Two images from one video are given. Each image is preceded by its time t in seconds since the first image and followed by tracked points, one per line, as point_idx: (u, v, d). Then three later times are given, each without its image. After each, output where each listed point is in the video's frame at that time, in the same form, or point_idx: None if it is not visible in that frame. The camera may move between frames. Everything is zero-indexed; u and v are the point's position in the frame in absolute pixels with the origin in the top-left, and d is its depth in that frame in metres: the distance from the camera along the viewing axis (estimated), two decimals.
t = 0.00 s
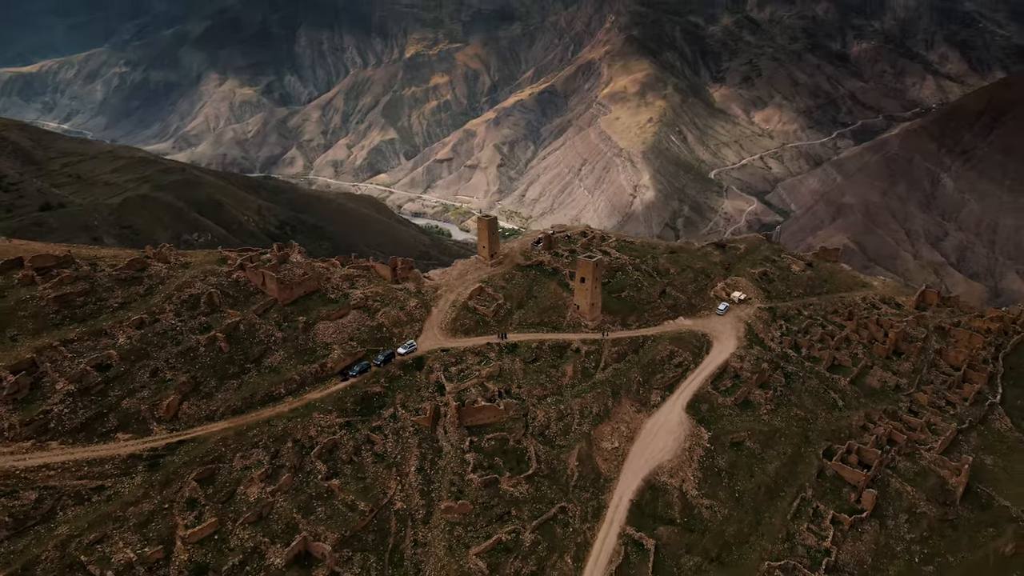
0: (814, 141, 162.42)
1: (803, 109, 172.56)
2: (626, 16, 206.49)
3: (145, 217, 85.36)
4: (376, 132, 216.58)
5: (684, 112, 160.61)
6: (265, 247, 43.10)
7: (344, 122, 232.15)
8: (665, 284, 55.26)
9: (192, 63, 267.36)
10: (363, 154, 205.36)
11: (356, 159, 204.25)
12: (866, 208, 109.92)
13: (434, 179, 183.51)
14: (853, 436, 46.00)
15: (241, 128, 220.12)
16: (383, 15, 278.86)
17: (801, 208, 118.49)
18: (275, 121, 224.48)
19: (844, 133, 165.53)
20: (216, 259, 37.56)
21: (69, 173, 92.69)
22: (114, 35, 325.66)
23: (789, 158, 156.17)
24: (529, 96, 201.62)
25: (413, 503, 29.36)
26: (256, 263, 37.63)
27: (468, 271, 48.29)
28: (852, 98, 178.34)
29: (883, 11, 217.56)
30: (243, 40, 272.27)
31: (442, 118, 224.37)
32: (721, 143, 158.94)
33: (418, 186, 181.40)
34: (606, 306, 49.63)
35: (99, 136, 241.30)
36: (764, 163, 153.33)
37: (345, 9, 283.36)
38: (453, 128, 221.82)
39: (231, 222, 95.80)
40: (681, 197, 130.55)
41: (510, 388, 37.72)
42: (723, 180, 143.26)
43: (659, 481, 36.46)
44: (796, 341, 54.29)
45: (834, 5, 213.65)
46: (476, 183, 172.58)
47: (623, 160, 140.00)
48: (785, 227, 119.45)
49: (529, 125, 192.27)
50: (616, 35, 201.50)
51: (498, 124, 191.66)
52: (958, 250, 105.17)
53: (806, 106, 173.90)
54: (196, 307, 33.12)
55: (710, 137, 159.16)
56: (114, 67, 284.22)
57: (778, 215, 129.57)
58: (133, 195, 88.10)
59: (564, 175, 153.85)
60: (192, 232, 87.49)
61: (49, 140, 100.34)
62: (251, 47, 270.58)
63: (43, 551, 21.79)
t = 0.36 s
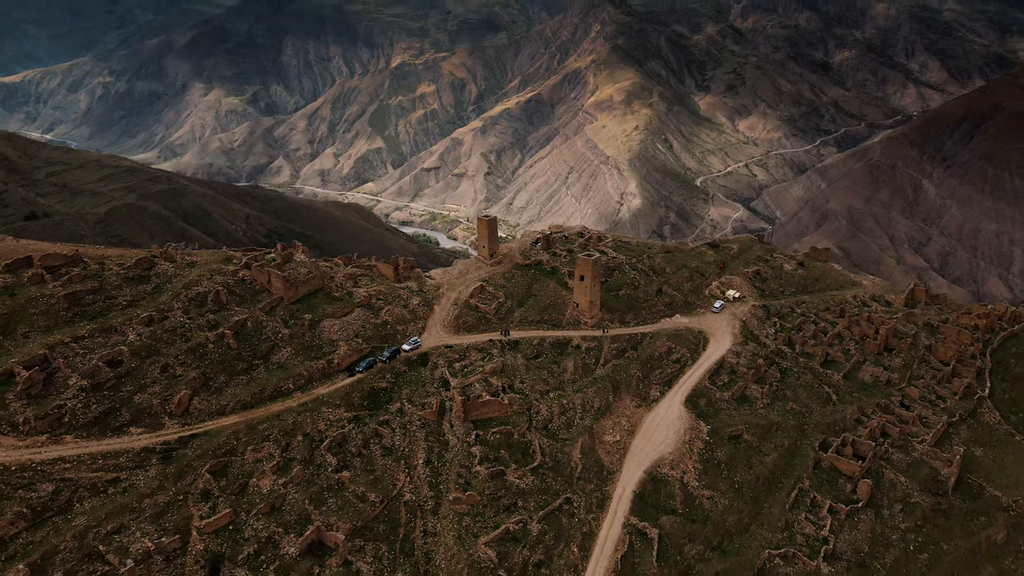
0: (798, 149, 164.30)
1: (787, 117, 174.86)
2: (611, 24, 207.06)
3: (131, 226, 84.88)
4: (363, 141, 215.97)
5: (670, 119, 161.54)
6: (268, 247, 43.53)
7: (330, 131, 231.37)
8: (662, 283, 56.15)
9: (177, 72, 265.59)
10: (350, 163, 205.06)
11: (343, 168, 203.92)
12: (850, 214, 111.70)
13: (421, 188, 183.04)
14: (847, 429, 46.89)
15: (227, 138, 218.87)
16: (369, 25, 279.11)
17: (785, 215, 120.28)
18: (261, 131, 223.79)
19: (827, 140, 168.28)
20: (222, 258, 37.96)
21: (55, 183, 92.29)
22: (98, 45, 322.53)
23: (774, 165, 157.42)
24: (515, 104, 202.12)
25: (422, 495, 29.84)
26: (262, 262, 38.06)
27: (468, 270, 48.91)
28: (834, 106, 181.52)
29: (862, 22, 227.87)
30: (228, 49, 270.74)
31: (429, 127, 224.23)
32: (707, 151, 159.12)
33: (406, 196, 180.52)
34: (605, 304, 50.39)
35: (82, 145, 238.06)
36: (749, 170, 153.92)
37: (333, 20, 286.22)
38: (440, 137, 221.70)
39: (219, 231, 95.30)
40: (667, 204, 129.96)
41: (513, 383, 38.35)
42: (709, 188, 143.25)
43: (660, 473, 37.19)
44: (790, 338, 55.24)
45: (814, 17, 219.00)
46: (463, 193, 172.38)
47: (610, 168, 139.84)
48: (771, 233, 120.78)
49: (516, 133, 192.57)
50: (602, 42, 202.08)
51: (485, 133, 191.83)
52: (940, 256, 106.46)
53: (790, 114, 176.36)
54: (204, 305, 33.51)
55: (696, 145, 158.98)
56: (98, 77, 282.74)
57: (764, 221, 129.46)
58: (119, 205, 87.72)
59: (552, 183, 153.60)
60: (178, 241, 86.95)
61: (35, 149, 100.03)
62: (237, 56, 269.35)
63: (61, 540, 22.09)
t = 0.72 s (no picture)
0: (783, 156, 166.09)
1: (771, 125, 177.08)
2: (598, 33, 208.26)
3: (117, 234, 84.40)
4: (350, 150, 214.81)
5: (656, 127, 162.79)
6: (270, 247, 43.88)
7: (317, 139, 229.99)
8: (658, 282, 57.03)
9: (162, 81, 263.14)
10: (337, 171, 203.41)
11: (330, 176, 202.21)
12: (835, 220, 113.78)
13: (409, 196, 182.05)
14: (842, 422, 47.80)
15: (213, 146, 216.92)
16: (356, 34, 279.00)
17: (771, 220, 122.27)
18: (247, 139, 221.92)
19: (811, 148, 170.86)
20: (227, 257, 38.36)
21: (39, 191, 91.45)
22: (80, 54, 318.46)
23: (760, 172, 158.74)
24: (502, 112, 202.18)
25: (431, 486, 30.34)
26: (267, 261, 38.48)
27: (469, 270, 49.55)
28: (817, 114, 184.73)
29: (846, 31, 227.77)
30: (214, 58, 268.47)
31: (416, 135, 223.92)
32: (693, 158, 160.19)
33: (393, 204, 179.18)
34: (603, 301, 51.24)
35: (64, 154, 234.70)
36: (735, 177, 154.96)
37: (320, 28, 285.73)
38: (428, 145, 221.45)
39: (206, 239, 94.99)
40: (654, 211, 129.86)
41: (516, 378, 38.94)
42: (695, 195, 143.84)
43: (662, 465, 37.86)
44: (784, 335, 56.22)
45: (797, 26, 222.42)
46: (450, 201, 171.76)
47: (597, 175, 140.29)
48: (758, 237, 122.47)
49: (504, 141, 192.59)
50: (589, 51, 202.98)
51: (472, 141, 191.67)
52: (924, 261, 107.67)
53: (774, 122, 178.83)
54: (212, 303, 33.90)
55: (681, 153, 160.16)
56: (82, 86, 279.79)
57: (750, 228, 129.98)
58: (106, 214, 87.23)
59: (539, 191, 152.94)
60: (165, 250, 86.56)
61: (20, 158, 99.26)
62: (223, 65, 266.56)
63: (80, 530, 22.39)
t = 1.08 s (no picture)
0: (768, 163, 167.73)
1: (756, 132, 179.15)
2: (584, 41, 209.41)
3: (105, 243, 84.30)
4: (337, 158, 214.02)
5: (642, 134, 163.88)
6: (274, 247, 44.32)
7: (304, 148, 229.04)
8: (654, 280, 57.91)
9: (148, 90, 260.95)
10: (324, 180, 202.33)
11: (318, 185, 200.57)
12: (820, 226, 115.43)
13: (396, 205, 180.12)
14: (836, 415, 48.73)
15: (199, 155, 215.22)
16: (342, 42, 278.72)
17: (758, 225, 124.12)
18: (234, 148, 220.48)
19: (796, 154, 172.99)
20: (233, 256, 38.76)
21: (25, 201, 90.95)
22: (64, 63, 312.78)
23: (746, 179, 159.79)
24: (489, 120, 202.03)
25: (439, 478, 30.81)
26: (273, 260, 38.97)
27: (470, 269, 50.22)
28: (802, 121, 187.14)
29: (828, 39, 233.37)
30: (200, 67, 266.78)
31: (403, 143, 223.35)
32: (679, 165, 161.23)
33: (381, 212, 177.42)
34: (602, 299, 52.01)
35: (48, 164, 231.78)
36: (721, 184, 155.84)
37: (306, 37, 283.27)
38: (415, 153, 220.90)
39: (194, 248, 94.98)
40: (641, 218, 130.31)
41: (519, 373, 39.55)
42: (682, 202, 144.00)
43: (663, 457, 38.50)
44: (778, 331, 57.20)
45: (781, 34, 225.07)
46: (438, 209, 170.73)
47: (584, 182, 140.57)
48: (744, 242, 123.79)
49: (491, 149, 192.34)
50: (575, 59, 203.60)
51: (459, 148, 191.26)
52: (908, 265, 107.93)
53: (759, 129, 180.94)
54: (219, 300, 34.26)
55: (667, 160, 161.17)
56: (66, 94, 277.12)
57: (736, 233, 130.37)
58: (93, 223, 87.01)
59: (526, 198, 152.28)
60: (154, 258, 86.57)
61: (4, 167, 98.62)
62: (209, 73, 265.76)
63: (98, 520, 22.66)
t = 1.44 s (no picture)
0: (754, 170, 169.01)
1: (742, 139, 180.60)
2: (570, 48, 210.67)
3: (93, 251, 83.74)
4: (325, 166, 212.73)
5: (629, 141, 164.07)
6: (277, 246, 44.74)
7: (291, 156, 227.42)
8: (651, 279, 58.82)
9: (133, 98, 258.11)
10: (312, 188, 200.53)
11: (305, 193, 198.55)
12: (806, 232, 115.45)
13: (384, 212, 178.35)
14: (831, 409, 49.62)
15: (185, 163, 212.80)
16: (329, 51, 278.54)
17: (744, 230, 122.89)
18: (220, 156, 218.38)
19: (780, 161, 174.88)
20: (238, 255, 39.15)
21: (11, 209, 89.94)
22: (47, 71, 302.54)
23: (732, 186, 159.89)
24: (477, 127, 201.36)
25: (447, 470, 31.27)
26: (279, 258, 39.45)
27: (471, 267, 50.88)
28: (786, 128, 189.30)
29: (811, 47, 234.89)
30: (186, 75, 264.60)
31: (391, 151, 222.19)
32: (666, 171, 160.96)
33: (368, 220, 175.43)
34: (600, 297, 52.88)
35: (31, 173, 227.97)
36: (707, 190, 155.34)
37: (292, 45, 284.10)
38: (403, 161, 219.55)
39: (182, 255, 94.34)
40: (630, 225, 129.70)
41: (522, 368, 40.18)
42: (669, 209, 142.55)
43: (664, 449, 39.18)
44: (773, 328, 58.13)
45: (765, 42, 227.13)
46: (426, 217, 168.93)
47: (572, 189, 139.66)
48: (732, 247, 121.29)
49: (479, 156, 191.64)
50: (561, 67, 203.76)
51: (447, 156, 190.19)
52: (893, 270, 108.24)
53: (745, 135, 182.64)
54: (226, 297, 34.60)
55: (654, 166, 160.90)
56: (50, 102, 273.29)
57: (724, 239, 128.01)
58: (79, 230, 86.28)
59: (515, 206, 151.08)
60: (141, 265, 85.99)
61: None
62: (195, 82, 264.16)
63: (116, 509, 23.00)
